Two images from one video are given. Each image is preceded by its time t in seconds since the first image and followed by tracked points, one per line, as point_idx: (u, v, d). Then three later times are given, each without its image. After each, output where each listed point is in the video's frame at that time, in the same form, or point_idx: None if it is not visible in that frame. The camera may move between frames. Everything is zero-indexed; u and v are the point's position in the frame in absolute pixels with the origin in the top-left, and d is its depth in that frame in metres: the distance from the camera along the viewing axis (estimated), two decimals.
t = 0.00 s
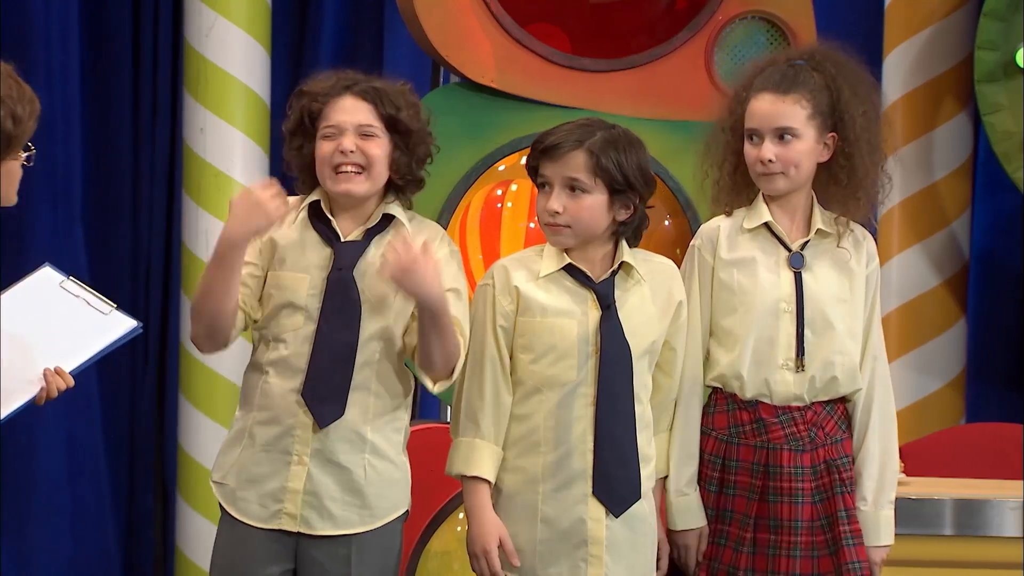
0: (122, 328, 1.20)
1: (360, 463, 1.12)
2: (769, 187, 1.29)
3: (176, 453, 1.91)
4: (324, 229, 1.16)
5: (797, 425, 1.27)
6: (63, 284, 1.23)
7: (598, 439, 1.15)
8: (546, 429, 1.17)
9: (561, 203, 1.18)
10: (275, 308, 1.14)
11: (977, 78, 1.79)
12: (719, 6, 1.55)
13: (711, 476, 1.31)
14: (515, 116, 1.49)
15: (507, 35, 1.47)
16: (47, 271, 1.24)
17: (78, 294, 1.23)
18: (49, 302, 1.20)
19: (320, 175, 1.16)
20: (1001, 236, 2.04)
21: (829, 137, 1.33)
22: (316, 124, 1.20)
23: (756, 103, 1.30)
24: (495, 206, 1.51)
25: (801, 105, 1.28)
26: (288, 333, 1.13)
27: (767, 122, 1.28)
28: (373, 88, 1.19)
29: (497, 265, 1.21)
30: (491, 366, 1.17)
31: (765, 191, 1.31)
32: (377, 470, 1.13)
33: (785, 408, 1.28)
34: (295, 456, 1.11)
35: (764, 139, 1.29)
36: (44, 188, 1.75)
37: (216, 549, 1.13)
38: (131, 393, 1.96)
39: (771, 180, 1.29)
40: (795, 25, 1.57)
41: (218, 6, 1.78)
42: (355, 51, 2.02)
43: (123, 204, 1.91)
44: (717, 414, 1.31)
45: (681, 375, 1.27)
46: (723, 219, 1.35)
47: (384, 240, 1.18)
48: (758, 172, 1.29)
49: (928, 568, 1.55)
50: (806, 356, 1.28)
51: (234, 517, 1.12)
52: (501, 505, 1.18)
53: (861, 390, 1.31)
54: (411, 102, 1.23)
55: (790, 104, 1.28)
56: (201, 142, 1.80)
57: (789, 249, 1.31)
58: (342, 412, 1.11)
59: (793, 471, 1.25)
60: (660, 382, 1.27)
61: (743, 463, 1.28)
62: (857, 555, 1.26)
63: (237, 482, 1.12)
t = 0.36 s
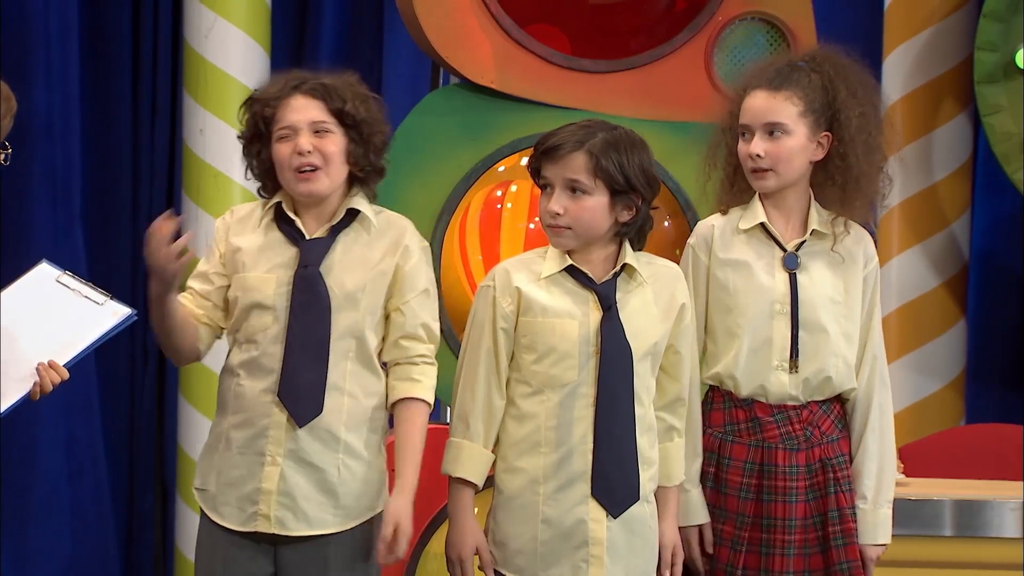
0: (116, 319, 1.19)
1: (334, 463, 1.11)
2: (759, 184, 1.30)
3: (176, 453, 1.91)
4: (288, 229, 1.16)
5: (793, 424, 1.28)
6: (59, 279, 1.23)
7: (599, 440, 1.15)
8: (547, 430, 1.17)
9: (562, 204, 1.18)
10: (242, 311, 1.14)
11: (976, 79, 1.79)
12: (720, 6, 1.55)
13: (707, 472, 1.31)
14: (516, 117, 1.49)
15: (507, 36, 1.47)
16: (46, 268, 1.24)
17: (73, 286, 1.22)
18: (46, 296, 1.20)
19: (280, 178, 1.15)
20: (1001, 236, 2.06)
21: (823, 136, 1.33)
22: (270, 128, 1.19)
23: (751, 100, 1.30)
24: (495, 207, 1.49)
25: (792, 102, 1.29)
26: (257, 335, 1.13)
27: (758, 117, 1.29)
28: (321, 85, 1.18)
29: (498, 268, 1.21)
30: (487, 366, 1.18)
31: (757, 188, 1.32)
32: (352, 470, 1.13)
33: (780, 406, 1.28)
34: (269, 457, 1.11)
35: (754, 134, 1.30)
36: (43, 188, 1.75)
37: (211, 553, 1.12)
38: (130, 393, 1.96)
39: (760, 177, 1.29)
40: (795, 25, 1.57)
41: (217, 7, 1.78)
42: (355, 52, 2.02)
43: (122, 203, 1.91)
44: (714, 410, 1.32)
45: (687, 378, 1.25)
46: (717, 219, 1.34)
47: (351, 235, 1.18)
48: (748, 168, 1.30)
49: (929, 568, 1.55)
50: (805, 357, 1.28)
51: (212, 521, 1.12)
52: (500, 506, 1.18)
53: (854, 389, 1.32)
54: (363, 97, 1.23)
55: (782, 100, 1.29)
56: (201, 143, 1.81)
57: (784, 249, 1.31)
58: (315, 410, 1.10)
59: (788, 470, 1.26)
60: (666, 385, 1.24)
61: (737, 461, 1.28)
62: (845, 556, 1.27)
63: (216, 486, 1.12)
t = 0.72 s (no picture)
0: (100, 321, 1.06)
1: (308, 462, 1.12)
2: (754, 187, 1.30)
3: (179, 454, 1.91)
4: (244, 230, 1.15)
5: (790, 421, 1.28)
6: (38, 280, 1.09)
7: (600, 442, 1.15)
8: (548, 432, 1.17)
9: (565, 205, 1.18)
10: (206, 317, 1.13)
11: (976, 80, 1.79)
12: (720, 9, 1.55)
13: (702, 475, 1.30)
14: (518, 119, 1.49)
15: (506, 38, 1.47)
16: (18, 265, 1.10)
17: (51, 286, 1.09)
18: (22, 299, 1.08)
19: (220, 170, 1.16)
20: (1000, 238, 2.06)
21: (819, 141, 1.33)
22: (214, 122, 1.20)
23: (750, 101, 1.30)
24: (495, 209, 1.48)
25: (792, 106, 1.29)
26: (224, 339, 1.12)
27: (757, 119, 1.29)
28: (263, 78, 1.19)
29: (498, 269, 1.20)
30: (489, 369, 1.18)
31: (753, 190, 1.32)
32: (326, 470, 1.13)
33: (777, 405, 1.29)
34: (243, 460, 1.10)
35: (753, 136, 1.30)
36: (44, 190, 1.75)
37: (201, 557, 1.11)
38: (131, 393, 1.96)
39: (756, 180, 1.30)
40: (795, 28, 1.57)
41: (217, 9, 1.78)
42: (354, 53, 2.02)
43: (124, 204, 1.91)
44: (709, 412, 1.31)
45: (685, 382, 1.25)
46: (712, 215, 1.33)
47: (306, 232, 1.18)
48: (745, 170, 1.30)
49: (930, 569, 1.55)
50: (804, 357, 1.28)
51: (186, 528, 1.11)
52: (501, 509, 1.18)
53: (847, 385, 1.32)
54: (308, 91, 1.23)
55: (782, 104, 1.29)
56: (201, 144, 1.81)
57: (779, 248, 1.31)
58: (287, 408, 1.10)
59: (788, 467, 1.26)
60: (664, 389, 1.24)
61: (736, 461, 1.28)
62: (847, 549, 1.27)
63: (189, 493, 1.11)
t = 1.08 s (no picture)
0: (88, 329, 1.07)
1: (280, 464, 1.11)
2: (772, 193, 1.29)
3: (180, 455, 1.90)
4: (202, 236, 1.15)
5: (797, 422, 1.28)
6: (19, 286, 1.05)
7: (598, 443, 1.15)
8: (545, 434, 1.17)
9: (559, 203, 1.18)
10: (175, 326, 1.13)
11: (977, 81, 1.79)
12: (720, 10, 1.55)
13: (710, 475, 1.30)
14: (516, 119, 1.49)
15: (507, 39, 1.47)
16: None
17: (31, 290, 1.06)
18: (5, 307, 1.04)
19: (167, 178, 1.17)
20: (1000, 240, 2.06)
21: (834, 145, 1.33)
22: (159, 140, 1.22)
23: (763, 107, 1.30)
24: (495, 210, 1.49)
25: (810, 112, 1.28)
26: (194, 345, 1.12)
27: (775, 126, 1.27)
28: (190, 86, 1.21)
29: (495, 272, 1.21)
30: (486, 372, 1.18)
31: (767, 196, 1.31)
32: (299, 471, 1.12)
33: (784, 405, 1.28)
34: (214, 463, 1.10)
35: (771, 143, 1.28)
36: (44, 190, 1.75)
37: (176, 562, 1.11)
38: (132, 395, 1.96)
39: (774, 186, 1.29)
40: (796, 29, 1.57)
41: (217, 10, 1.78)
42: (355, 55, 2.02)
43: (124, 206, 1.91)
44: (716, 413, 1.31)
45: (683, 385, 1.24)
46: (722, 216, 1.34)
47: (263, 231, 1.17)
48: (761, 176, 1.29)
49: (929, 570, 1.56)
50: (806, 356, 1.28)
51: (161, 532, 1.12)
52: (499, 511, 1.18)
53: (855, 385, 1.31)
54: (244, 90, 1.24)
55: (799, 109, 1.28)
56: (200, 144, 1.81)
57: (788, 249, 1.31)
58: (253, 410, 1.10)
59: (793, 468, 1.26)
60: (661, 392, 1.24)
61: (743, 461, 1.28)
62: (847, 554, 1.27)
63: (164, 498, 1.11)
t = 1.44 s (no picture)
0: (74, 325, 1.06)
1: (270, 465, 1.11)
2: (772, 197, 1.29)
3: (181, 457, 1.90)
4: (185, 245, 1.15)
5: (800, 423, 1.28)
6: None
7: (594, 445, 1.15)
8: (542, 436, 1.17)
9: (555, 204, 1.18)
10: (163, 331, 1.14)
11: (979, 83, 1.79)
12: (720, 12, 1.55)
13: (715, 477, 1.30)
14: (517, 121, 1.49)
15: (508, 40, 1.47)
16: None
17: (12, 287, 1.04)
18: None
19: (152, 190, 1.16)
20: (1002, 242, 2.07)
21: (832, 146, 1.33)
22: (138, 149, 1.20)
23: (759, 111, 1.30)
24: (496, 212, 1.50)
25: (807, 115, 1.29)
26: (180, 349, 1.13)
27: (772, 129, 1.28)
28: (167, 92, 1.18)
29: (493, 274, 1.21)
30: (485, 373, 1.18)
31: (766, 200, 1.31)
32: (289, 471, 1.12)
33: (787, 407, 1.28)
34: (203, 466, 1.10)
35: (770, 147, 1.28)
36: (46, 191, 1.75)
37: (169, 564, 1.12)
38: (133, 396, 1.96)
39: (773, 189, 1.29)
40: (797, 31, 1.58)
41: (219, 11, 1.79)
42: (356, 57, 2.02)
43: (126, 207, 1.91)
44: (719, 414, 1.30)
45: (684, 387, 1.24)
46: (721, 221, 1.35)
47: (244, 237, 1.16)
48: (761, 181, 1.29)
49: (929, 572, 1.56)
50: (806, 360, 1.28)
51: (156, 536, 1.12)
52: (497, 512, 1.18)
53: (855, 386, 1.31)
54: (221, 94, 1.21)
55: (795, 112, 1.28)
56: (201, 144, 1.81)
57: (786, 254, 1.31)
58: (234, 415, 1.09)
59: (798, 470, 1.26)
60: (664, 395, 1.24)
61: (746, 463, 1.28)
62: (850, 555, 1.27)
63: (158, 501, 1.12)
